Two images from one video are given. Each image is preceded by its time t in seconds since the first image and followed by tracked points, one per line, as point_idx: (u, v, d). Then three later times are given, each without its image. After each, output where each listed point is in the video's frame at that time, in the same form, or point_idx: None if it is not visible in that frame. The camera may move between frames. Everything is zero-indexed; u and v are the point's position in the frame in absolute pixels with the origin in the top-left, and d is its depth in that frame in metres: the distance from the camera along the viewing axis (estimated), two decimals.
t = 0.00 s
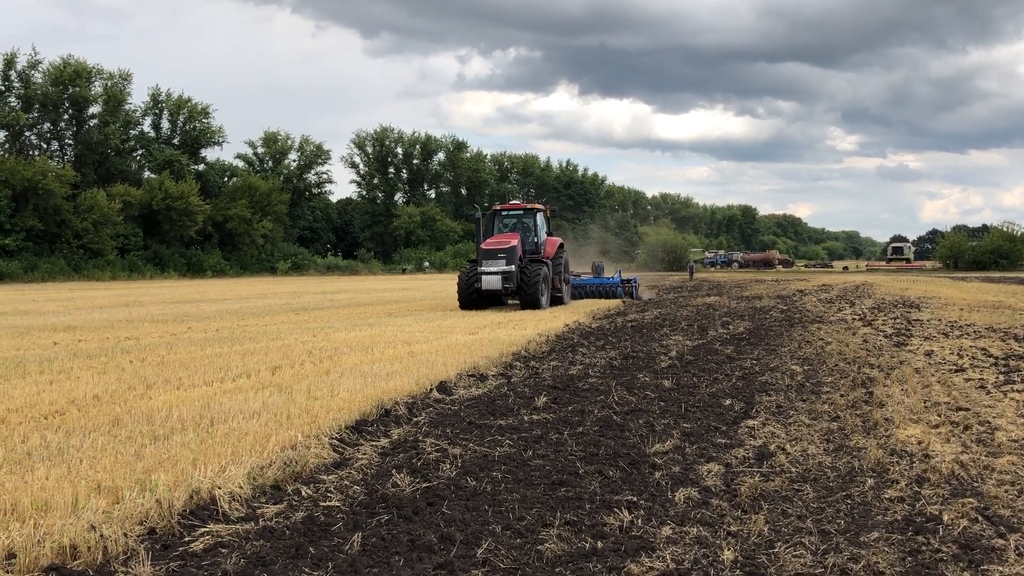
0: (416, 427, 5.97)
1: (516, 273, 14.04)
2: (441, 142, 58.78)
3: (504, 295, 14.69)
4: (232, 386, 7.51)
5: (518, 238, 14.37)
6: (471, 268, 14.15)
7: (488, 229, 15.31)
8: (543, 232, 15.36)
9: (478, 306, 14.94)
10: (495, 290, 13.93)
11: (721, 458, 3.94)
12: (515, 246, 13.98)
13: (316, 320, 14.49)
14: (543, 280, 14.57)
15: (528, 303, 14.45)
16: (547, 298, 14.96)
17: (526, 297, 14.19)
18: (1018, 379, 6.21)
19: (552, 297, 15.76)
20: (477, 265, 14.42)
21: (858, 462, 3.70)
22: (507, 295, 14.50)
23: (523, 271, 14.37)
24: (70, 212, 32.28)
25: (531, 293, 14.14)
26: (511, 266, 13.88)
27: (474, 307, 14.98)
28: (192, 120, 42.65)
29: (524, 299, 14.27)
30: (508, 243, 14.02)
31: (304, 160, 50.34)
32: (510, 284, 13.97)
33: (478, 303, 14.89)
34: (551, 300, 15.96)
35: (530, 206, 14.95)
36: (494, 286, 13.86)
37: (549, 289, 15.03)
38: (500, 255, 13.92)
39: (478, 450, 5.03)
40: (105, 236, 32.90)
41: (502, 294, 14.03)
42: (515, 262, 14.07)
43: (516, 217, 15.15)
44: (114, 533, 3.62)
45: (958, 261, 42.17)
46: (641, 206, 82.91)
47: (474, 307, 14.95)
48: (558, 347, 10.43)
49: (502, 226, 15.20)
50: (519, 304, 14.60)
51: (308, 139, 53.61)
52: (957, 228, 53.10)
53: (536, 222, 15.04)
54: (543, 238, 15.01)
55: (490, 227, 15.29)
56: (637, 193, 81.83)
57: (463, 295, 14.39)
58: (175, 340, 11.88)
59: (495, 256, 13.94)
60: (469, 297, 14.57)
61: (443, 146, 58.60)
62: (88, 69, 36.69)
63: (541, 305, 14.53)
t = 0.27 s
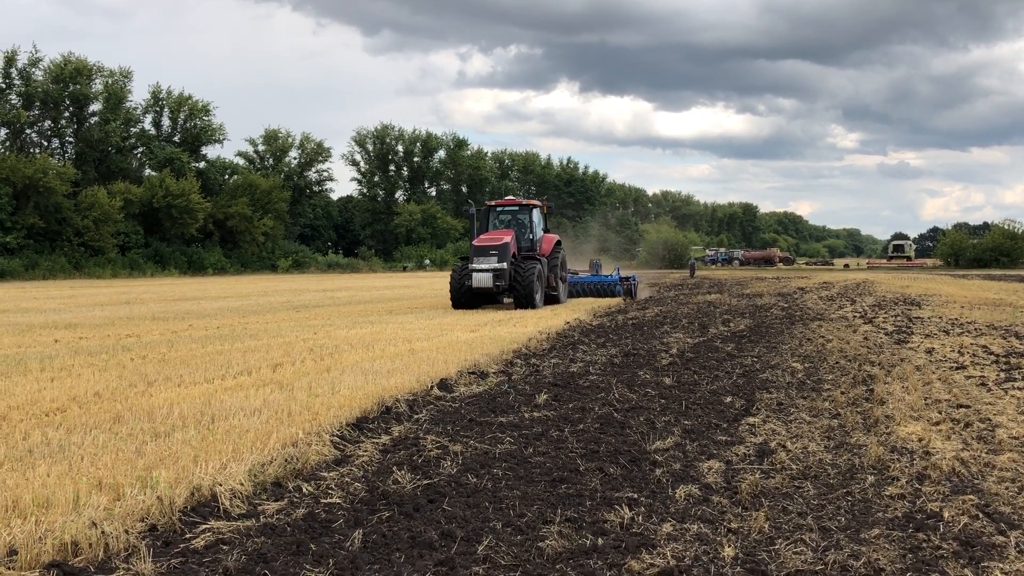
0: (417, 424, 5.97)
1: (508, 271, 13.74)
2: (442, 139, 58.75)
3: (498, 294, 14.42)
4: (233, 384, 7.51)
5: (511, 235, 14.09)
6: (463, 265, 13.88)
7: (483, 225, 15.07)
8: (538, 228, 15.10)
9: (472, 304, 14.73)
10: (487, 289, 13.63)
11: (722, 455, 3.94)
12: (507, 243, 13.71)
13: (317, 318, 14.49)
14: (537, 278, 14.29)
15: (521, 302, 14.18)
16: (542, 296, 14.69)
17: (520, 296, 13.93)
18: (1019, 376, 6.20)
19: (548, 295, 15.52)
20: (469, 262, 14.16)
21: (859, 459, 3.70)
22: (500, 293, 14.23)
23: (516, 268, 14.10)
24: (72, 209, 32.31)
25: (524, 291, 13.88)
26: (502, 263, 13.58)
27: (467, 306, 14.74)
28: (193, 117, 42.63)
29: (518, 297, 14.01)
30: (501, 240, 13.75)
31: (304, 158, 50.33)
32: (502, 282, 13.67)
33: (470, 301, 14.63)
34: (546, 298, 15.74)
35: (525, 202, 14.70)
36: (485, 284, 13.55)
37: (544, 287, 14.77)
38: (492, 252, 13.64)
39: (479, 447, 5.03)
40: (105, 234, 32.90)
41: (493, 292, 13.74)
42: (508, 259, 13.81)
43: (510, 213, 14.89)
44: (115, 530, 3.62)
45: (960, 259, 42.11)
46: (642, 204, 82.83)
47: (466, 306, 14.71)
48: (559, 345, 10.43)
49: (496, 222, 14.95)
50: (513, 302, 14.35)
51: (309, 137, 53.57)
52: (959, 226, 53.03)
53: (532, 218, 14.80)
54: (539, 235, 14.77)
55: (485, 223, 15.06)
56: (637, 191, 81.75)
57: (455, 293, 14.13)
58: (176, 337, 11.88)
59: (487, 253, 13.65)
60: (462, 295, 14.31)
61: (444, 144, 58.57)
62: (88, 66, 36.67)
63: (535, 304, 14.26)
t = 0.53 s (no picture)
0: (419, 421, 5.98)
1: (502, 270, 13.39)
2: (443, 136, 58.72)
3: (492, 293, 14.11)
4: (234, 381, 7.51)
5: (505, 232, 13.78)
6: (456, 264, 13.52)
7: (478, 221, 14.79)
8: (534, 225, 14.84)
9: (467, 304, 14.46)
10: (480, 288, 13.26)
11: (723, 452, 3.94)
12: (502, 241, 13.40)
13: (319, 315, 14.49)
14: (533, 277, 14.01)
15: (516, 301, 13.88)
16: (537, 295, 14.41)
17: (515, 294, 13.66)
18: (1021, 374, 6.19)
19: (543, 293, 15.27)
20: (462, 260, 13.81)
21: (860, 456, 3.70)
22: (494, 291, 13.92)
23: (510, 266, 13.79)
24: (73, 206, 32.33)
25: (520, 290, 13.59)
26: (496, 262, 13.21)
27: (460, 305, 14.42)
28: (194, 114, 42.64)
29: (513, 297, 13.73)
30: (495, 237, 13.43)
31: (306, 154, 50.33)
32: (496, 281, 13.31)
33: (463, 300, 14.29)
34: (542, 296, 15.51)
35: (520, 198, 14.42)
36: (477, 283, 13.16)
37: (540, 285, 14.50)
38: (486, 250, 13.30)
39: (480, 444, 5.03)
40: (106, 230, 32.95)
41: (487, 291, 13.35)
42: (501, 257, 13.43)
43: (505, 210, 14.61)
44: (116, 526, 3.63)
45: (961, 256, 42.10)
46: (643, 201, 82.79)
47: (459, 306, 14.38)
48: (560, 342, 10.44)
49: (491, 218, 14.66)
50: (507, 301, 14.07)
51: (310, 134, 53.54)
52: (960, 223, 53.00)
53: (527, 215, 14.54)
54: (535, 233, 14.54)
55: (479, 220, 14.78)
56: (639, 188, 81.67)
57: (448, 292, 13.78)
58: (177, 334, 11.89)
59: (481, 251, 13.30)
60: (455, 294, 13.97)
61: (445, 141, 58.54)
62: (90, 63, 36.66)
63: (531, 303, 13.99)
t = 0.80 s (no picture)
0: (420, 418, 5.98)
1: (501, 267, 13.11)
2: (445, 133, 58.69)
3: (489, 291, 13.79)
4: (236, 377, 7.53)
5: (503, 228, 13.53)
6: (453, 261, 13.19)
7: (474, 218, 14.56)
8: (531, 221, 14.63)
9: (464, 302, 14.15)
10: (478, 286, 12.92)
11: (725, 449, 3.94)
12: (500, 237, 13.15)
13: (320, 312, 14.52)
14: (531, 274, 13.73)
15: (515, 300, 13.57)
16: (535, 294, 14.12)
17: (514, 292, 13.36)
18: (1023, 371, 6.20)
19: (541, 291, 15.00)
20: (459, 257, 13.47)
21: (862, 453, 3.70)
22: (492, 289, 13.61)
23: (508, 263, 13.49)
24: (75, 203, 32.36)
25: (519, 288, 13.29)
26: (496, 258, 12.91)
27: (455, 304, 14.07)
28: (196, 111, 42.64)
29: (512, 294, 13.42)
30: (493, 234, 13.18)
31: (308, 152, 50.33)
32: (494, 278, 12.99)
33: (459, 300, 13.95)
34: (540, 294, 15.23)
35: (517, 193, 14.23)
36: (476, 280, 12.81)
37: (538, 283, 14.21)
38: (484, 247, 13.03)
39: (482, 441, 5.04)
40: (108, 227, 33.00)
41: (485, 289, 13.01)
42: (499, 254, 13.09)
43: (502, 206, 14.40)
44: (119, 522, 3.64)
45: (963, 253, 42.06)
46: (645, 198, 82.72)
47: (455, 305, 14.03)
48: (562, 339, 10.44)
49: (487, 215, 14.45)
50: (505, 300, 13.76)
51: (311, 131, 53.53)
52: (963, 221, 52.93)
53: (525, 210, 14.34)
54: (532, 228, 14.35)
55: (475, 216, 14.59)
56: (641, 185, 81.57)
57: (445, 290, 13.45)
58: (179, 331, 11.91)
59: (479, 248, 13.02)
60: (451, 293, 13.63)
61: (447, 138, 58.51)
62: (92, 59, 36.64)
63: (530, 302, 13.69)
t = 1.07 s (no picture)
0: (422, 416, 5.98)
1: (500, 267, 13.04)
2: (447, 131, 58.66)
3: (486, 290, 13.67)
4: (238, 375, 7.53)
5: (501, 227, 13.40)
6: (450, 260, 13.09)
7: (469, 215, 14.37)
8: (528, 220, 14.46)
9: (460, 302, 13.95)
10: (477, 286, 12.85)
11: (727, 448, 3.94)
12: (498, 235, 13.00)
13: (323, 310, 14.54)
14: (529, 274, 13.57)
15: (513, 300, 13.41)
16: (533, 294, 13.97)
17: (511, 292, 13.18)
18: None
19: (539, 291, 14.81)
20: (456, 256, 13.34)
21: (863, 452, 3.69)
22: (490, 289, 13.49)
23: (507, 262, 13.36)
24: (77, 201, 32.39)
25: (517, 288, 13.12)
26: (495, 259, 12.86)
27: (451, 304, 13.89)
28: (198, 109, 42.66)
29: (509, 294, 13.26)
30: (491, 232, 13.04)
31: (310, 150, 50.34)
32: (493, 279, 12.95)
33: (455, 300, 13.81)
34: (538, 294, 15.04)
35: (515, 190, 14.07)
36: (475, 280, 12.75)
37: (536, 283, 14.05)
38: (482, 246, 12.90)
39: (483, 439, 5.04)
40: (110, 225, 33.04)
41: (483, 289, 12.95)
42: (498, 253, 12.98)
43: (499, 203, 14.23)
44: (121, 519, 3.65)
45: (966, 252, 41.96)
46: (647, 197, 82.63)
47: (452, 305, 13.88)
48: (563, 337, 10.44)
49: (484, 212, 14.27)
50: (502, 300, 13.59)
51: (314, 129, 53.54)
52: (965, 219, 52.89)
53: (522, 208, 14.17)
54: (529, 226, 14.15)
55: (471, 213, 14.38)
56: (642, 183, 81.51)
57: (441, 290, 13.29)
58: (182, 329, 11.94)
59: (477, 247, 12.90)
60: (447, 293, 13.48)
61: (449, 136, 58.48)
62: (94, 57, 36.62)
63: (528, 302, 13.52)
